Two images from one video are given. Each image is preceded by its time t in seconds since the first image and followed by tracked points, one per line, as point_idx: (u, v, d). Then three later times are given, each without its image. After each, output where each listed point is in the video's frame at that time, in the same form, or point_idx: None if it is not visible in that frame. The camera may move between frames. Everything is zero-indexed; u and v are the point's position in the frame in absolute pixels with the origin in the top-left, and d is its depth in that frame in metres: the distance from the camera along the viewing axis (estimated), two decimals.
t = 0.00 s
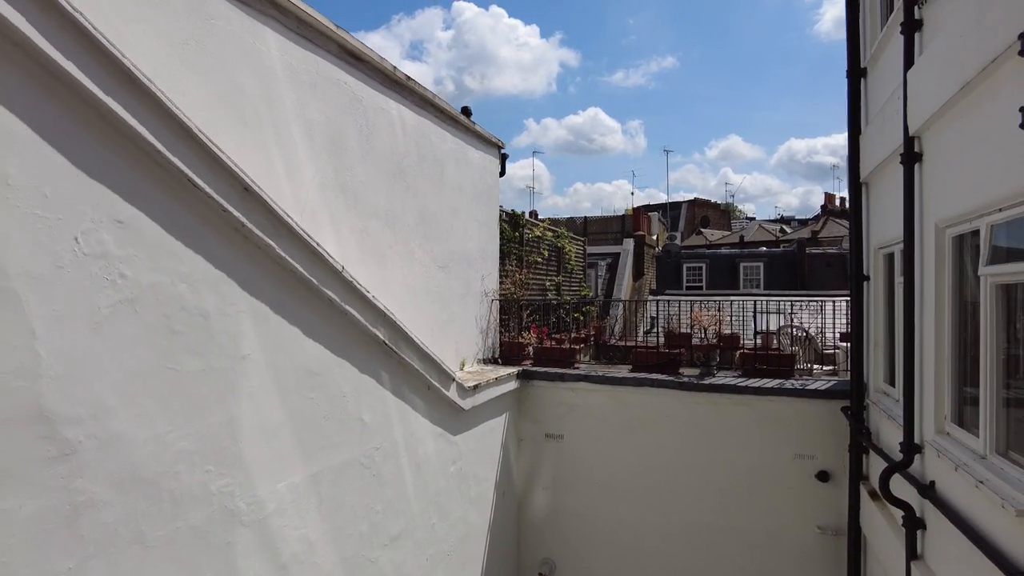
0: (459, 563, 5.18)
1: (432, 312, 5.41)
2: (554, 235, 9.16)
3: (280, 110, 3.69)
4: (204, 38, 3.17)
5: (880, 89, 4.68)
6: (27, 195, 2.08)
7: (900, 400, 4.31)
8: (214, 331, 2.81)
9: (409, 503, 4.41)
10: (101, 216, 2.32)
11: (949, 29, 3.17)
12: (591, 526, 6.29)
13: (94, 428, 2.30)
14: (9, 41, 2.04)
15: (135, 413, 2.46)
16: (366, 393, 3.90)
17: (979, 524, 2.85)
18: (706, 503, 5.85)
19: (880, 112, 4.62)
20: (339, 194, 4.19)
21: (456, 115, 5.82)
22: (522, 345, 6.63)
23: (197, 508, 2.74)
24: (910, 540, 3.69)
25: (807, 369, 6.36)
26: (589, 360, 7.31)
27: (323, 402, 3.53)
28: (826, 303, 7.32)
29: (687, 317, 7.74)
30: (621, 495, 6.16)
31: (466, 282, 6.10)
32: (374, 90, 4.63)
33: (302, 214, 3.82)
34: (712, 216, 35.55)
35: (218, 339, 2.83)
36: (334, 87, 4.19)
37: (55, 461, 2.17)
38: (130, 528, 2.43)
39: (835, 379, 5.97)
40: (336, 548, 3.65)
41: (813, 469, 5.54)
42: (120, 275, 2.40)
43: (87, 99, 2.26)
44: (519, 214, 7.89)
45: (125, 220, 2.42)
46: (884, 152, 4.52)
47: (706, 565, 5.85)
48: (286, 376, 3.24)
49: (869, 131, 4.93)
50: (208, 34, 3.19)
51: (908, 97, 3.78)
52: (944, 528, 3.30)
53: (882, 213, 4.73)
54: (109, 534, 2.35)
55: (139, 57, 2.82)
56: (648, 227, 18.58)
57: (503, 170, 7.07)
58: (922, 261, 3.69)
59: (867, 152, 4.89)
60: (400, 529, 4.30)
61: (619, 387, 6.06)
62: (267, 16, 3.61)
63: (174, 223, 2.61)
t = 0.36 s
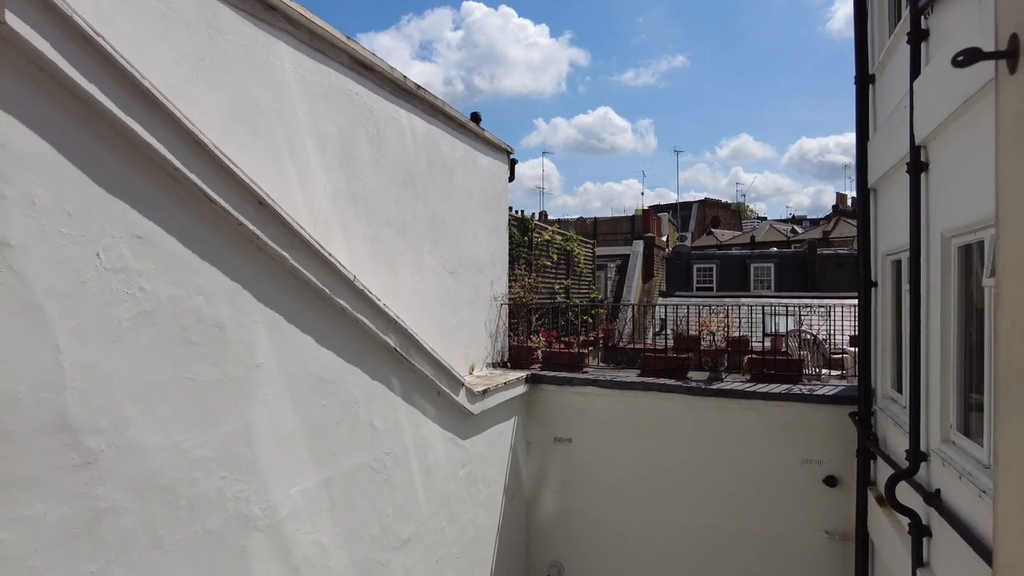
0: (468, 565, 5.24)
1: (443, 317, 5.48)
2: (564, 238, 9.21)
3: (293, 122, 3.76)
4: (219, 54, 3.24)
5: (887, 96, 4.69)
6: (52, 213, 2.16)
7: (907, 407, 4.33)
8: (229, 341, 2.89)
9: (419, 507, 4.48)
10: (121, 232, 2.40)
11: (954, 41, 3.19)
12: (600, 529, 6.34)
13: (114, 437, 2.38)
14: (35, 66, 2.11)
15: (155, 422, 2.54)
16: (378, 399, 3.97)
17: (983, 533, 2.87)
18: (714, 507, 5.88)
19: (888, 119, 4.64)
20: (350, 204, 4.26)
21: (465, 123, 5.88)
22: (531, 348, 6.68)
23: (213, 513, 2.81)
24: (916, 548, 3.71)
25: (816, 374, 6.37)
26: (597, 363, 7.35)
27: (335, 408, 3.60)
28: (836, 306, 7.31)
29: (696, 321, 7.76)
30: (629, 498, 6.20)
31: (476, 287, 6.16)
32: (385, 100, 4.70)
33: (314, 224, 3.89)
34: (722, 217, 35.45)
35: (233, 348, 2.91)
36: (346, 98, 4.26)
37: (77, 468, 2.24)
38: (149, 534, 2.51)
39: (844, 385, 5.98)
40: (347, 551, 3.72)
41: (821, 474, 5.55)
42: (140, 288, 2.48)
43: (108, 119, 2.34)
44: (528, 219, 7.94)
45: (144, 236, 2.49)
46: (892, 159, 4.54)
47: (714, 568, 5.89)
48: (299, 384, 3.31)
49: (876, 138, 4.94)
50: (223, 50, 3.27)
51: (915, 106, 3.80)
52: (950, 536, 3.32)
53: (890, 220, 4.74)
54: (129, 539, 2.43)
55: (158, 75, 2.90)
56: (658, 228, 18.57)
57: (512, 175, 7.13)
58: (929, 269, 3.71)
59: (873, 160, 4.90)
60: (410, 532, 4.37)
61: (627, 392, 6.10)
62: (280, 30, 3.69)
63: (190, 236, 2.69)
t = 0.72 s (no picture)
0: (475, 567, 5.29)
1: (450, 321, 5.53)
2: (571, 240, 9.23)
3: (302, 129, 3.81)
4: (230, 63, 3.29)
5: (893, 101, 4.69)
6: (69, 225, 2.22)
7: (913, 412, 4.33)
8: (240, 347, 2.94)
9: (426, 509, 4.53)
10: (136, 242, 2.45)
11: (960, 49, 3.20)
12: (606, 531, 6.37)
13: (129, 442, 2.43)
14: (54, 82, 2.17)
15: (168, 427, 2.59)
16: (386, 403, 4.03)
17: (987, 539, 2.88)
18: (720, 509, 5.90)
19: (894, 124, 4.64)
20: (359, 209, 4.31)
21: (473, 127, 5.92)
22: (537, 351, 6.72)
23: (224, 517, 2.87)
24: (921, 553, 3.72)
25: (822, 377, 6.37)
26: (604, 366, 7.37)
27: (344, 412, 3.65)
28: (843, 309, 7.30)
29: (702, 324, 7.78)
30: (636, 500, 6.23)
31: (483, 290, 6.21)
32: (393, 105, 4.75)
33: (324, 230, 3.95)
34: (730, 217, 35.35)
35: (244, 354, 2.96)
36: (354, 105, 4.31)
37: (94, 473, 2.30)
38: (162, 537, 2.57)
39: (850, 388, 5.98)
40: (356, 553, 3.77)
41: (827, 477, 5.56)
42: (154, 297, 2.53)
43: (123, 132, 2.39)
44: (535, 221, 7.98)
45: (158, 245, 2.55)
46: (898, 165, 4.54)
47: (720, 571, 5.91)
48: (308, 389, 3.36)
49: (882, 142, 4.95)
50: (235, 60, 3.32)
51: (921, 112, 3.81)
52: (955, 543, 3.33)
53: (896, 225, 4.75)
54: (144, 542, 2.49)
55: (170, 86, 2.95)
56: (665, 229, 18.57)
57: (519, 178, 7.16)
58: (935, 275, 3.72)
59: (880, 164, 4.90)
60: (418, 534, 4.41)
61: (633, 395, 6.12)
62: (290, 39, 3.74)
63: (203, 245, 2.74)
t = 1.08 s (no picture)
0: (477, 567, 5.32)
1: (453, 321, 5.56)
2: (573, 241, 9.26)
3: (307, 133, 3.85)
4: (235, 68, 3.33)
5: (894, 102, 4.70)
6: (78, 228, 2.25)
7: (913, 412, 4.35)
8: (246, 348, 2.98)
9: (430, 509, 4.56)
10: (143, 245, 2.49)
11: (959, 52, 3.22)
12: (608, 531, 6.39)
13: (136, 442, 2.47)
14: (63, 88, 2.21)
15: (175, 428, 2.63)
16: (389, 403, 4.06)
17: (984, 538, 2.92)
18: (722, 509, 5.93)
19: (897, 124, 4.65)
20: (362, 211, 4.35)
21: (475, 128, 5.95)
22: (540, 351, 6.74)
23: (230, 516, 2.91)
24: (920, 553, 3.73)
25: (824, 377, 6.38)
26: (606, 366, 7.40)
27: (348, 412, 3.69)
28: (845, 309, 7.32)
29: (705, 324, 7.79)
30: (638, 501, 6.25)
31: (486, 291, 6.24)
32: (396, 107, 4.78)
33: (327, 232, 3.98)
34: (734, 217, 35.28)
35: (250, 355, 3.00)
36: (358, 107, 4.34)
37: (102, 473, 2.33)
38: (169, 535, 2.61)
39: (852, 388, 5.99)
40: (359, 552, 3.81)
41: (828, 478, 5.58)
42: (161, 299, 2.57)
43: (130, 137, 2.42)
44: (537, 222, 8.00)
45: (164, 248, 2.58)
46: (900, 166, 4.55)
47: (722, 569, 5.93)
48: (312, 389, 3.40)
49: (883, 143, 4.96)
50: (240, 64, 3.36)
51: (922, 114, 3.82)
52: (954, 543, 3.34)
53: (898, 225, 4.76)
54: (151, 540, 2.53)
55: (174, 90, 2.99)
56: (668, 228, 18.58)
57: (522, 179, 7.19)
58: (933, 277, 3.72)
59: (881, 165, 4.91)
60: (421, 534, 4.45)
61: (635, 395, 6.15)
62: (294, 43, 3.77)
63: (208, 248, 2.78)
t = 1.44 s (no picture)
0: (477, 565, 5.33)
1: (453, 321, 5.58)
2: (574, 240, 9.28)
3: (307, 134, 3.87)
4: (236, 70, 3.35)
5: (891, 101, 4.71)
6: (80, 229, 2.27)
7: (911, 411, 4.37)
8: (246, 347, 3.00)
9: (430, 508, 4.58)
10: (143, 246, 2.51)
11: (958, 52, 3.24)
12: (608, 530, 6.41)
13: (137, 441, 2.49)
14: (65, 90, 2.23)
15: (176, 426, 2.66)
16: (389, 402, 4.08)
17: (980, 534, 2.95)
18: (721, 507, 5.94)
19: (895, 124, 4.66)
20: (363, 211, 4.37)
21: (475, 128, 5.97)
22: (540, 351, 6.76)
23: (231, 513, 2.93)
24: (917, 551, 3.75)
25: (823, 377, 6.40)
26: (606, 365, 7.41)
27: (348, 412, 3.71)
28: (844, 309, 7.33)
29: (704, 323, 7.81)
30: (637, 500, 6.27)
31: (486, 290, 6.25)
32: (395, 108, 4.79)
33: (327, 232, 4.00)
34: (735, 216, 35.29)
35: (250, 355, 3.02)
36: (357, 108, 4.36)
37: (104, 471, 2.36)
38: (170, 533, 2.63)
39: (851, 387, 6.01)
40: (359, 550, 3.83)
41: (827, 477, 5.59)
42: (162, 298, 2.59)
43: (131, 138, 2.44)
44: (537, 222, 8.02)
45: (166, 248, 2.60)
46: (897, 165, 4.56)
47: (721, 568, 5.95)
48: (313, 388, 3.42)
49: (881, 142, 4.96)
50: (240, 65, 3.38)
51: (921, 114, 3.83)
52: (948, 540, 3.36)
53: (897, 224, 4.77)
54: (153, 538, 2.55)
55: (174, 91, 3.00)
56: (670, 228, 18.60)
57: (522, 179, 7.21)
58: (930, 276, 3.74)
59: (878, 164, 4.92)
60: (421, 532, 4.47)
61: (635, 394, 6.16)
62: (294, 44, 3.79)
63: (209, 248, 2.80)
